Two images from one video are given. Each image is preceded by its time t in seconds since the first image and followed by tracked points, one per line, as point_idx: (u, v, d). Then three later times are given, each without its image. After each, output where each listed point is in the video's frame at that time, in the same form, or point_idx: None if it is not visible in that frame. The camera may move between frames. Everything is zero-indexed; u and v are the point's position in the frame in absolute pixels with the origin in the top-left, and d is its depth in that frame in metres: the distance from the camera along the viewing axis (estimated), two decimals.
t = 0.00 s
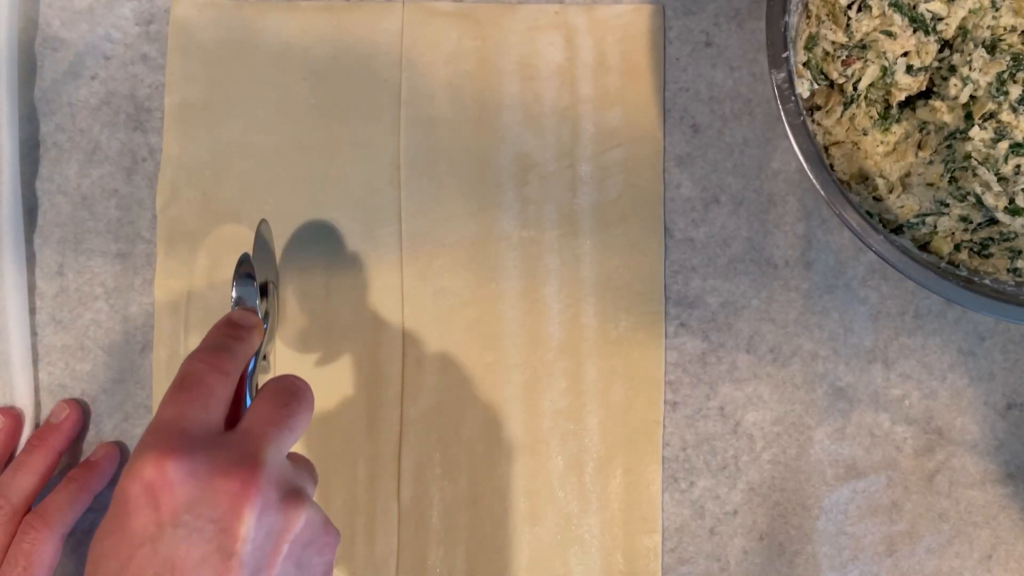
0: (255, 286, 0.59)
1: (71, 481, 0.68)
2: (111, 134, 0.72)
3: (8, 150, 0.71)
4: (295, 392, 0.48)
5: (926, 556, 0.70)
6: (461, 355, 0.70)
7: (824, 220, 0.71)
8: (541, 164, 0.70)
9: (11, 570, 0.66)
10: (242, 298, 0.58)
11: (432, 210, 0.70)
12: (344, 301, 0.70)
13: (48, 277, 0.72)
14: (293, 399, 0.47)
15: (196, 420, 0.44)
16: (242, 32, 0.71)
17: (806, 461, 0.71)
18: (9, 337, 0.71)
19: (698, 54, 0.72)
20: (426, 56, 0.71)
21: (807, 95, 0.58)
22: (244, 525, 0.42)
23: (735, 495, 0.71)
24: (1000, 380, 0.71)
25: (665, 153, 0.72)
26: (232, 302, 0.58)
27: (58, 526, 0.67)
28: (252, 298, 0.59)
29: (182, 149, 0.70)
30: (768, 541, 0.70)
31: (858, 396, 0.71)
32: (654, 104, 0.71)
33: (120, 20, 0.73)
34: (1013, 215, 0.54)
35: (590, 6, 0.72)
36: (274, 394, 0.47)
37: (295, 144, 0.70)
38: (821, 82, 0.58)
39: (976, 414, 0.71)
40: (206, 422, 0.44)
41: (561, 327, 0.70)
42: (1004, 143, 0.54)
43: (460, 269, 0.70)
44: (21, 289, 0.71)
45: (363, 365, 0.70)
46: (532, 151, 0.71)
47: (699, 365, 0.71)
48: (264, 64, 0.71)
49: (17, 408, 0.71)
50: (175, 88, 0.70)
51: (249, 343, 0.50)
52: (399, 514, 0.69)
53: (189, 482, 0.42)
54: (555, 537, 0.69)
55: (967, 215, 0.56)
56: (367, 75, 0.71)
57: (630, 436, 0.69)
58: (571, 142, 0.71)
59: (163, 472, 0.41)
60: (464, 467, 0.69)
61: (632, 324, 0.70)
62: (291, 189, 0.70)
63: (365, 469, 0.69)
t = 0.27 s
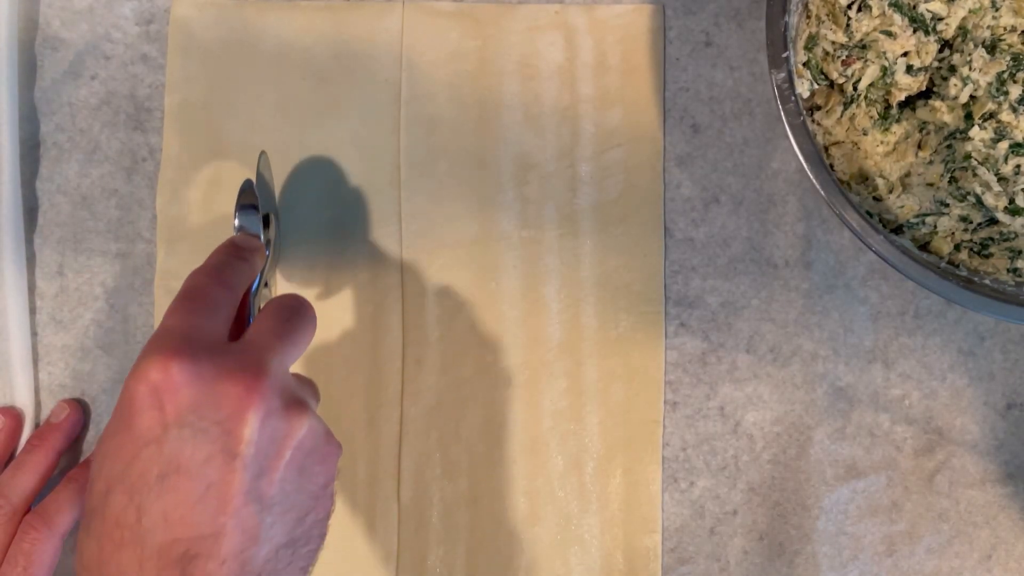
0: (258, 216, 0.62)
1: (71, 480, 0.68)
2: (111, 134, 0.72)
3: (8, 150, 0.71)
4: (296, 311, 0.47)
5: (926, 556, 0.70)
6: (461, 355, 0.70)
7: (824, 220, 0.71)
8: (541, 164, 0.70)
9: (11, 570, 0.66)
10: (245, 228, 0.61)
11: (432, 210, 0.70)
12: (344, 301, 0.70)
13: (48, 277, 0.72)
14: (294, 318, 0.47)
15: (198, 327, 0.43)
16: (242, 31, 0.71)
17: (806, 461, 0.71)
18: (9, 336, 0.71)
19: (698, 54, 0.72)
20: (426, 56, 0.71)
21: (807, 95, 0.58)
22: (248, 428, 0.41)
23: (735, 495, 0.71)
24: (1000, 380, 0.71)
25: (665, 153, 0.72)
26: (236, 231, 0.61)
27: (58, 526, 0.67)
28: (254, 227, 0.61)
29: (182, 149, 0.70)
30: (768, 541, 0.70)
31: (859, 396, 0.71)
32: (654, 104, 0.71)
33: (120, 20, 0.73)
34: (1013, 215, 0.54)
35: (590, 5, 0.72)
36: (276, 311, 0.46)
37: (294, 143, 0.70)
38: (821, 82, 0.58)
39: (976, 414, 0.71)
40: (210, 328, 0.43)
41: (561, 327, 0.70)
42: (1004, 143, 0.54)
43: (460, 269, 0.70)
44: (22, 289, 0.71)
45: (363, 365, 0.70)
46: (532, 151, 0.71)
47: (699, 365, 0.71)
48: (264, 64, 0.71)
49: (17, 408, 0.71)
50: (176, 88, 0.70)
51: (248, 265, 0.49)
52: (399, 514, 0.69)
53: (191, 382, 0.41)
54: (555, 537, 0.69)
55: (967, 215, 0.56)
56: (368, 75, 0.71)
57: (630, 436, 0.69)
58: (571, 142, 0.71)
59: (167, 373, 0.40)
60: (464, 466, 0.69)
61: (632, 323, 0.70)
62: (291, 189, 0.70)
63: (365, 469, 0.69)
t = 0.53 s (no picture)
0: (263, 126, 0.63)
1: (71, 480, 0.68)
2: (112, 134, 0.72)
3: (8, 150, 0.71)
4: (304, 205, 0.50)
5: (926, 556, 0.70)
6: (461, 355, 0.70)
7: (824, 220, 0.71)
8: (541, 164, 0.70)
9: (12, 570, 0.66)
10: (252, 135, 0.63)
11: (432, 210, 0.70)
12: (344, 300, 0.70)
13: (48, 277, 0.72)
14: (302, 211, 0.50)
15: (207, 210, 0.47)
16: (242, 32, 0.71)
17: (806, 461, 0.71)
18: (10, 337, 0.71)
19: (698, 54, 0.72)
20: (426, 56, 0.71)
21: (807, 95, 0.58)
22: (253, 306, 0.47)
23: (735, 495, 0.71)
24: (1000, 380, 0.71)
25: (665, 153, 0.72)
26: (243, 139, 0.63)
27: (58, 526, 0.67)
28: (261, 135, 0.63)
29: (182, 149, 0.70)
30: (768, 541, 0.70)
31: (858, 396, 0.71)
32: (654, 104, 0.71)
33: (120, 20, 0.73)
34: (1013, 215, 0.55)
35: (590, 6, 0.72)
36: (282, 202, 0.50)
37: (294, 144, 0.70)
38: (821, 82, 0.58)
39: (976, 414, 0.71)
40: (217, 213, 0.47)
41: (561, 327, 0.70)
42: (1004, 143, 0.54)
43: (461, 269, 0.70)
44: (22, 289, 0.71)
45: (363, 364, 0.70)
46: (532, 151, 0.71)
47: (699, 364, 0.71)
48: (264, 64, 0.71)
49: (17, 408, 0.71)
50: (176, 88, 0.71)
51: (261, 159, 0.52)
52: (399, 514, 0.69)
53: (199, 260, 0.46)
54: (555, 537, 0.69)
55: (967, 215, 0.56)
56: (368, 75, 0.71)
57: (630, 436, 0.69)
58: (571, 142, 0.71)
59: (176, 250, 0.46)
60: (464, 466, 0.69)
61: (632, 323, 0.70)
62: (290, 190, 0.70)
63: (365, 470, 0.69)
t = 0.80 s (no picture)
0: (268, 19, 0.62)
1: (69, 480, 0.68)
2: (112, 134, 0.72)
3: (8, 150, 0.71)
4: (308, 78, 0.57)
5: (925, 556, 0.70)
6: (461, 355, 0.70)
7: (824, 220, 0.71)
8: (541, 164, 0.71)
9: (12, 569, 0.66)
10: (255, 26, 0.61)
11: (431, 210, 0.70)
12: (344, 300, 0.70)
13: (48, 277, 0.72)
14: (304, 83, 0.56)
15: (214, 72, 0.53)
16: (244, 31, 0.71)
17: (806, 461, 0.71)
18: (10, 337, 0.71)
19: (698, 54, 0.72)
20: (426, 56, 0.71)
21: (807, 95, 0.58)
22: (260, 162, 0.54)
23: (734, 495, 0.71)
24: (1000, 380, 0.71)
25: (665, 152, 0.72)
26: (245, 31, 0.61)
27: (58, 526, 0.67)
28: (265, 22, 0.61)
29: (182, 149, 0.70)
30: (768, 541, 0.70)
31: (859, 396, 0.71)
32: (654, 104, 0.71)
33: (120, 19, 0.73)
34: (1013, 215, 0.55)
35: (591, 6, 0.72)
36: (287, 78, 0.56)
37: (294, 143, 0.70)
38: (821, 82, 0.58)
39: (976, 414, 0.71)
40: (221, 78, 0.53)
41: (561, 327, 0.70)
42: (1004, 143, 0.54)
43: (461, 269, 0.70)
44: (22, 289, 0.71)
45: (362, 364, 0.70)
46: (532, 150, 0.71)
47: (699, 364, 0.71)
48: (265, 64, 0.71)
49: (17, 408, 0.71)
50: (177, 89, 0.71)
51: (267, 39, 0.56)
52: (399, 514, 0.69)
53: (208, 114, 0.53)
54: (555, 537, 0.69)
55: (967, 215, 0.56)
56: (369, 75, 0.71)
57: (630, 436, 0.69)
58: (571, 142, 0.71)
59: (186, 105, 0.53)
60: (464, 466, 0.69)
61: (632, 323, 0.70)
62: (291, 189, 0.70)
63: (365, 470, 0.69)
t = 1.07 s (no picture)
0: None
1: (49, 482, 0.67)
2: (112, 134, 0.72)
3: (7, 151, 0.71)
4: None
5: (925, 556, 0.70)
6: (461, 355, 0.70)
7: (824, 220, 0.71)
8: (540, 164, 0.70)
9: None
10: None
11: (431, 210, 0.70)
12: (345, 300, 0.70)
13: (47, 277, 0.72)
14: None
15: None
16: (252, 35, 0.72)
17: (806, 461, 0.71)
18: (8, 337, 0.71)
19: (698, 54, 0.72)
20: (428, 56, 0.71)
21: (807, 95, 0.58)
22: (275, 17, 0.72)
23: (735, 495, 0.71)
24: (1000, 380, 0.70)
25: (665, 152, 0.72)
26: None
27: (41, 529, 0.67)
28: None
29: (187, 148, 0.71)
30: (768, 541, 0.70)
31: (859, 396, 0.71)
32: (654, 104, 0.71)
33: (120, 19, 0.73)
34: (1013, 215, 0.54)
35: (591, 5, 0.72)
36: None
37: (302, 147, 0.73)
38: (821, 82, 0.58)
39: (976, 414, 0.71)
40: None
41: (560, 327, 0.70)
42: (1004, 143, 0.54)
43: (460, 269, 0.70)
44: (20, 289, 0.71)
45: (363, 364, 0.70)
46: (532, 151, 0.71)
47: (699, 364, 0.71)
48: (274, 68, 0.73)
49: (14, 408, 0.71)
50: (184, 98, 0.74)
51: None
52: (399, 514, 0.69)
53: None
54: (555, 537, 0.69)
55: (967, 215, 0.56)
56: (371, 77, 0.72)
57: (630, 436, 0.69)
58: (571, 142, 0.71)
59: None
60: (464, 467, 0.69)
61: (632, 324, 0.70)
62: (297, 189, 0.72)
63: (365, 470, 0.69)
